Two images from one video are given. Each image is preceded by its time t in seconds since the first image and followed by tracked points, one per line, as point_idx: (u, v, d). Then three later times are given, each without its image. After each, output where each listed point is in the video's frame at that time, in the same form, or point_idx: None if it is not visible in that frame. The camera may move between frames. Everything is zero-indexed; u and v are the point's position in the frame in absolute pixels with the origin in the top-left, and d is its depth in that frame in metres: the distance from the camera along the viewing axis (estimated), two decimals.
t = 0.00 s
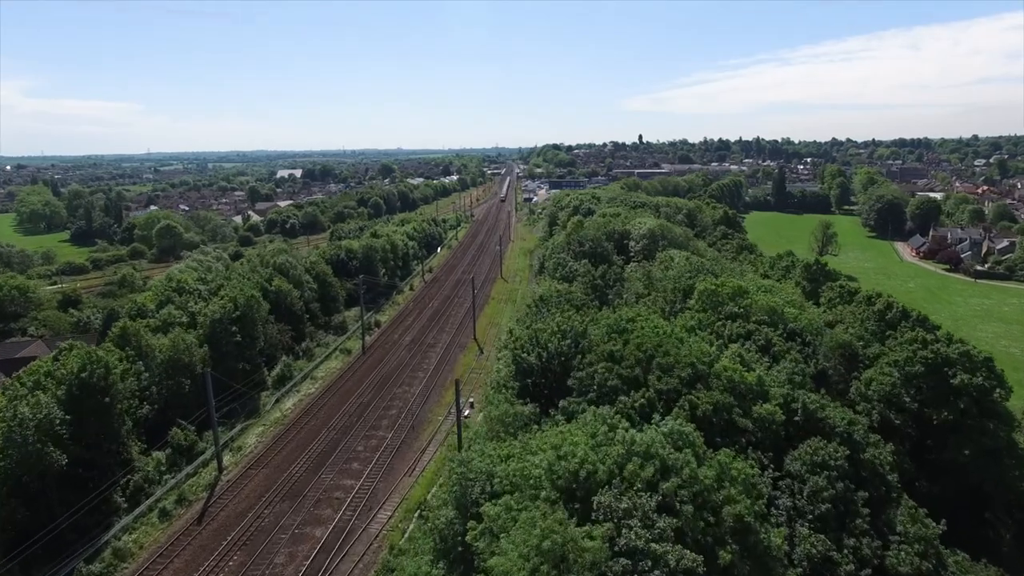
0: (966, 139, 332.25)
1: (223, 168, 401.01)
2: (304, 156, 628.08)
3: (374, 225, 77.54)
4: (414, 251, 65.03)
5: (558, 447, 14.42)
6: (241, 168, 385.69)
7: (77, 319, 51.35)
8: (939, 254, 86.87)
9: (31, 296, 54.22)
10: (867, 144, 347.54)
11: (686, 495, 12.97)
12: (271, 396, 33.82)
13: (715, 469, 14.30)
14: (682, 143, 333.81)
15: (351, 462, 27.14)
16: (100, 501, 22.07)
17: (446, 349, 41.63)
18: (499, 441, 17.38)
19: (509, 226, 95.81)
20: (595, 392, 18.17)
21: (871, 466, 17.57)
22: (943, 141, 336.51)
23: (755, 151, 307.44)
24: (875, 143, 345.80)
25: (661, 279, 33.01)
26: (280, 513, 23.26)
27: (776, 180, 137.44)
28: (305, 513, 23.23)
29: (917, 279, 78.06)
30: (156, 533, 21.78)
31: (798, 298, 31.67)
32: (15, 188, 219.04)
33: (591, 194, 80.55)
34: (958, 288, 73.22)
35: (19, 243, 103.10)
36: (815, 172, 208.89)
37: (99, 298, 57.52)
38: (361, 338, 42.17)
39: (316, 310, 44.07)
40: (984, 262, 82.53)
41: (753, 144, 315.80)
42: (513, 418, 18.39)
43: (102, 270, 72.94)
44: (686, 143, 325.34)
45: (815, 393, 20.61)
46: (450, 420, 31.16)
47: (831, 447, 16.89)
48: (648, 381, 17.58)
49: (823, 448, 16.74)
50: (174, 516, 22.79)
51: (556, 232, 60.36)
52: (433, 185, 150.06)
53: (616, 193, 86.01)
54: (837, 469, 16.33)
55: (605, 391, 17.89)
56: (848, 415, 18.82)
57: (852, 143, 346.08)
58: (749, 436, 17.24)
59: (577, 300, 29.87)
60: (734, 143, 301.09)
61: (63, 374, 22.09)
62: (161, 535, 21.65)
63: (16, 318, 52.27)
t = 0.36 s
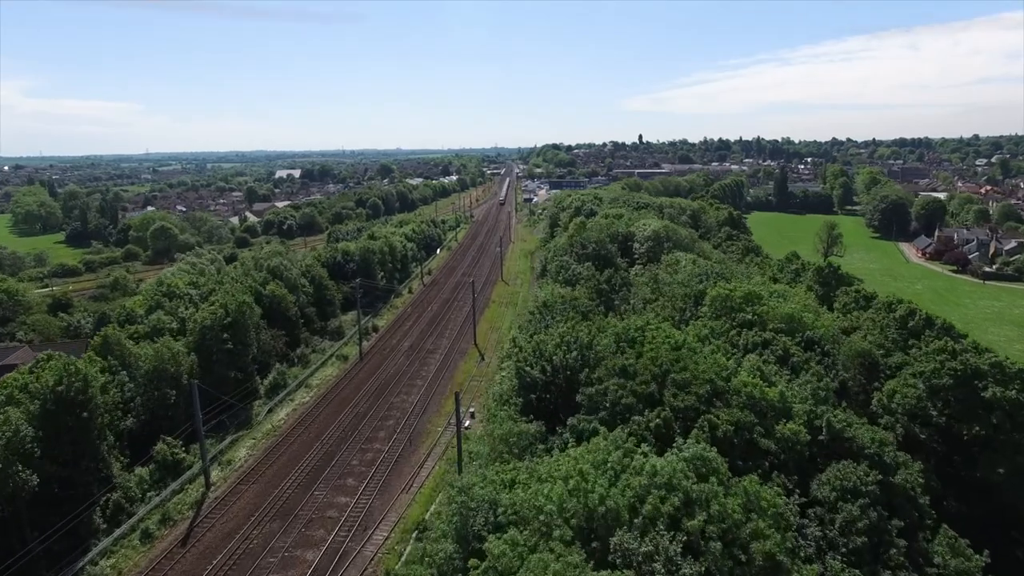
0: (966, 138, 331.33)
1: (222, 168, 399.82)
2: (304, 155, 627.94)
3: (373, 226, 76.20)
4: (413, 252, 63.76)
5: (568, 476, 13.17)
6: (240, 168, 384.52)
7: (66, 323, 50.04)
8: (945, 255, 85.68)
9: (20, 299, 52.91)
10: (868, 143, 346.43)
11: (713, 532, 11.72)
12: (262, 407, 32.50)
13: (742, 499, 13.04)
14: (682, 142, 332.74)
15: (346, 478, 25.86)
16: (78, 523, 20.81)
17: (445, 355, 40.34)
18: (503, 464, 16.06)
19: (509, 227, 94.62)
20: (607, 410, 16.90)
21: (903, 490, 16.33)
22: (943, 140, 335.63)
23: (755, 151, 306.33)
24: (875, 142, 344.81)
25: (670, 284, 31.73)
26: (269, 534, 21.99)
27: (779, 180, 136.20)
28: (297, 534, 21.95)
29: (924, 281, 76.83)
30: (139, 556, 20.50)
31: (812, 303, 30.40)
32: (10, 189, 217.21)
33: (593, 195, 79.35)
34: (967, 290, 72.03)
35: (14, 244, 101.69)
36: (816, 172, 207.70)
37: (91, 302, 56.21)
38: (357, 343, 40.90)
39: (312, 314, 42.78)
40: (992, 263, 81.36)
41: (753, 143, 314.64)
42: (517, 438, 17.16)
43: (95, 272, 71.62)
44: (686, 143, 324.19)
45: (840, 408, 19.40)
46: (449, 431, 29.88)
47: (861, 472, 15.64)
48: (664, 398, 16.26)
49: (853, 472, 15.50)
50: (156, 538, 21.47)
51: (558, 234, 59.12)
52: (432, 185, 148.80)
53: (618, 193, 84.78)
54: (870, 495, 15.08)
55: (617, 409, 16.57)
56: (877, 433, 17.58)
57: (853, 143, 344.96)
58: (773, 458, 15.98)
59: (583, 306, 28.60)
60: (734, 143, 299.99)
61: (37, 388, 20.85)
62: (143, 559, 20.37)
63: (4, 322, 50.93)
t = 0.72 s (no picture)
0: (967, 138, 329.91)
1: (221, 168, 398.36)
2: (303, 155, 626.07)
3: (371, 228, 74.90)
4: (412, 255, 62.42)
5: (581, 515, 11.89)
6: (240, 168, 383.02)
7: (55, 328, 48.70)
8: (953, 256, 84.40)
9: (9, 304, 51.58)
10: (868, 143, 345.18)
11: None
12: (254, 418, 31.17)
13: (777, 540, 11.73)
14: (682, 142, 331.47)
15: (340, 497, 24.53)
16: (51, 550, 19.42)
17: (445, 362, 39.00)
18: (509, 494, 14.73)
19: (510, 228, 93.32)
20: (620, 434, 15.58)
21: (943, 520, 15.02)
22: (944, 140, 334.39)
23: (756, 151, 305.08)
24: (876, 142, 343.72)
25: (679, 290, 30.42)
26: (258, 559, 20.68)
27: (781, 180, 134.92)
28: (287, 560, 20.64)
29: (932, 283, 75.53)
30: None
31: (828, 310, 29.10)
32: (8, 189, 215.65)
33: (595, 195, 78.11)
34: (976, 292, 70.73)
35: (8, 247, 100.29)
36: (818, 172, 206.43)
37: (82, 306, 54.90)
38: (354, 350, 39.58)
39: (307, 320, 41.47)
40: (1000, 265, 80.11)
41: (754, 143, 313.37)
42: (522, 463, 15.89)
43: (89, 275, 70.29)
44: (687, 143, 322.93)
45: (868, 427, 18.11)
46: (449, 445, 28.56)
47: (898, 504, 14.33)
48: (683, 422, 14.95)
49: (890, 503, 14.20)
50: (138, 564, 20.14)
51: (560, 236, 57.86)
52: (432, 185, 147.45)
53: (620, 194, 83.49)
54: (910, 530, 13.80)
55: (632, 433, 15.24)
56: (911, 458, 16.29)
57: (854, 144, 343.54)
58: (802, 486, 14.66)
59: (589, 314, 27.30)
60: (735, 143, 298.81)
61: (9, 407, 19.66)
62: None
63: None
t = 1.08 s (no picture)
0: (967, 138, 329.54)
1: (220, 168, 397.09)
2: (303, 155, 625.03)
3: (369, 230, 73.63)
4: (411, 258, 61.08)
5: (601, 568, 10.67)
6: (238, 168, 381.30)
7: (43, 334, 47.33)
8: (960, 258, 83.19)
9: None
10: (869, 142, 344.16)
11: None
12: (245, 432, 29.82)
13: None
14: (682, 142, 330.18)
15: (334, 518, 23.20)
16: None
17: (444, 371, 37.68)
18: (515, 530, 13.43)
19: (510, 230, 92.11)
20: (637, 464, 14.29)
21: (989, 557, 13.68)
22: (945, 140, 333.29)
23: (756, 151, 304.16)
24: (876, 142, 342.79)
25: (688, 297, 29.16)
26: None
27: (784, 181, 133.63)
28: None
29: (939, 285, 74.29)
30: None
31: (845, 317, 27.81)
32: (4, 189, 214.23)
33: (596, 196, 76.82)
34: (985, 295, 69.49)
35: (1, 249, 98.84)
36: (819, 172, 205.31)
37: (72, 310, 53.52)
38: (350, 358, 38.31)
39: (302, 327, 40.18)
40: (1009, 267, 78.86)
41: (754, 143, 312.22)
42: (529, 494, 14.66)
43: (81, 279, 68.92)
44: (686, 143, 322.03)
45: (900, 450, 16.82)
46: (448, 461, 27.26)
47: (941, 541, 13.05)
48: (707, 451, 13.69)
49: (934, 541, 12.93)
50: None
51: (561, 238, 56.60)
52: (430, 185, 146.20)
53: (622, 195, 82.25)
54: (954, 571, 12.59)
55: (650, 464, 13.97)
56: (950, 483, 15.00)
57: (854, 144, 342.67)
58: (836, 521, 13.38)
59: (595, 324, 26.01)
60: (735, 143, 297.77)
61: None
62: None
63: None
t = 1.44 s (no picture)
0: (969, 138, 327.98)
1: (219, 168, 393.91)
2: (303, 155, 623.96)
3: (367, 231, 72.31)
4: (409, 260, 59.76)
5: None
6: (237, 168, 379.56)
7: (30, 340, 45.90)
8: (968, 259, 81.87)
9: None
10: (869, 142, 343.06)
11: None
12: (234, 445, 28.52)
13: None
14: (683, 142, 328.94)
15: (325, 541, 21.87)
16: None
17: (443, 379, 36.36)
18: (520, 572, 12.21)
19: (510, 231, 90.84)
20: (655, 499, 13.14)
21: None
22: (947, 140, 332.05)
23: (757, 151, 302.94)
24: (877, 142, 341.70)
25: (699, 304, 27.87)
26: None
27: (786, 181, 132.31)
28: None
29: (947, 287, 72.97)
30: None
31: (864, 325, 26.49)
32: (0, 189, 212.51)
33: (598, 197, 75.55)
34: (995, 298, 68.21)
35: None
36: (822, 172, 204.05)
37: (62, 315, 52.08)
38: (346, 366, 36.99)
39: (296, 333, 38.85)
40: (1018, 268, 77.55)
41: (755, 143, 311.04)
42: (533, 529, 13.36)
43: (73, 282, 67.49)
44: (687, 143, 320.81)
45: (937, 475, 15.47)
46: (447, 477, 25.97)
47: None
48: (733, 487, 12.55)
49: None
50: None
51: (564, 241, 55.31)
52: (430, 186, 144.81)
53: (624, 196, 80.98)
54: None
55: (668, 500, 12.79)
56: (997, 511, 13.61)
57: (855, 144, 341.64)
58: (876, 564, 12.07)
59: (602, 333, 24.72)
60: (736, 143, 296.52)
61: None
62: None
63: None
